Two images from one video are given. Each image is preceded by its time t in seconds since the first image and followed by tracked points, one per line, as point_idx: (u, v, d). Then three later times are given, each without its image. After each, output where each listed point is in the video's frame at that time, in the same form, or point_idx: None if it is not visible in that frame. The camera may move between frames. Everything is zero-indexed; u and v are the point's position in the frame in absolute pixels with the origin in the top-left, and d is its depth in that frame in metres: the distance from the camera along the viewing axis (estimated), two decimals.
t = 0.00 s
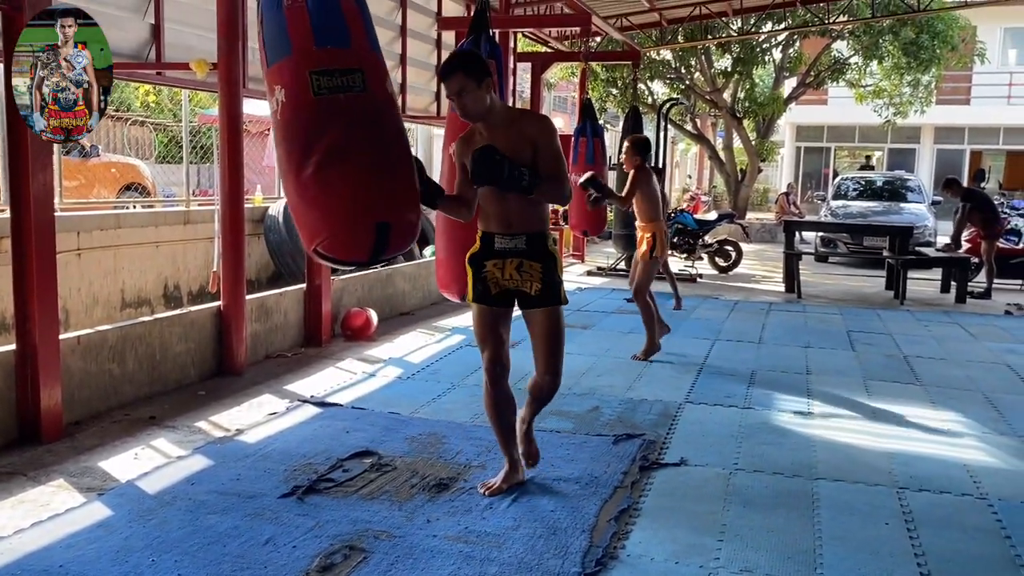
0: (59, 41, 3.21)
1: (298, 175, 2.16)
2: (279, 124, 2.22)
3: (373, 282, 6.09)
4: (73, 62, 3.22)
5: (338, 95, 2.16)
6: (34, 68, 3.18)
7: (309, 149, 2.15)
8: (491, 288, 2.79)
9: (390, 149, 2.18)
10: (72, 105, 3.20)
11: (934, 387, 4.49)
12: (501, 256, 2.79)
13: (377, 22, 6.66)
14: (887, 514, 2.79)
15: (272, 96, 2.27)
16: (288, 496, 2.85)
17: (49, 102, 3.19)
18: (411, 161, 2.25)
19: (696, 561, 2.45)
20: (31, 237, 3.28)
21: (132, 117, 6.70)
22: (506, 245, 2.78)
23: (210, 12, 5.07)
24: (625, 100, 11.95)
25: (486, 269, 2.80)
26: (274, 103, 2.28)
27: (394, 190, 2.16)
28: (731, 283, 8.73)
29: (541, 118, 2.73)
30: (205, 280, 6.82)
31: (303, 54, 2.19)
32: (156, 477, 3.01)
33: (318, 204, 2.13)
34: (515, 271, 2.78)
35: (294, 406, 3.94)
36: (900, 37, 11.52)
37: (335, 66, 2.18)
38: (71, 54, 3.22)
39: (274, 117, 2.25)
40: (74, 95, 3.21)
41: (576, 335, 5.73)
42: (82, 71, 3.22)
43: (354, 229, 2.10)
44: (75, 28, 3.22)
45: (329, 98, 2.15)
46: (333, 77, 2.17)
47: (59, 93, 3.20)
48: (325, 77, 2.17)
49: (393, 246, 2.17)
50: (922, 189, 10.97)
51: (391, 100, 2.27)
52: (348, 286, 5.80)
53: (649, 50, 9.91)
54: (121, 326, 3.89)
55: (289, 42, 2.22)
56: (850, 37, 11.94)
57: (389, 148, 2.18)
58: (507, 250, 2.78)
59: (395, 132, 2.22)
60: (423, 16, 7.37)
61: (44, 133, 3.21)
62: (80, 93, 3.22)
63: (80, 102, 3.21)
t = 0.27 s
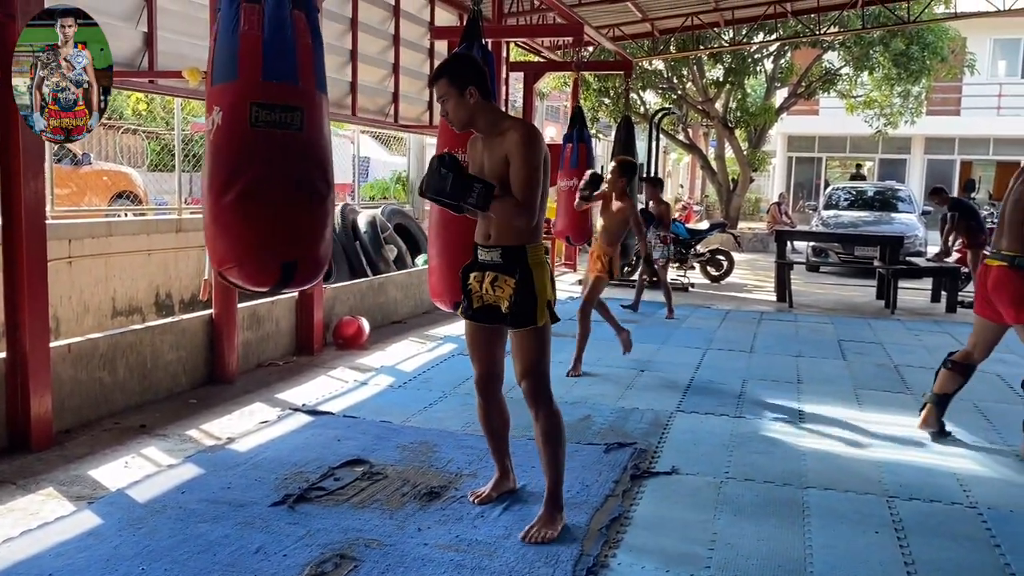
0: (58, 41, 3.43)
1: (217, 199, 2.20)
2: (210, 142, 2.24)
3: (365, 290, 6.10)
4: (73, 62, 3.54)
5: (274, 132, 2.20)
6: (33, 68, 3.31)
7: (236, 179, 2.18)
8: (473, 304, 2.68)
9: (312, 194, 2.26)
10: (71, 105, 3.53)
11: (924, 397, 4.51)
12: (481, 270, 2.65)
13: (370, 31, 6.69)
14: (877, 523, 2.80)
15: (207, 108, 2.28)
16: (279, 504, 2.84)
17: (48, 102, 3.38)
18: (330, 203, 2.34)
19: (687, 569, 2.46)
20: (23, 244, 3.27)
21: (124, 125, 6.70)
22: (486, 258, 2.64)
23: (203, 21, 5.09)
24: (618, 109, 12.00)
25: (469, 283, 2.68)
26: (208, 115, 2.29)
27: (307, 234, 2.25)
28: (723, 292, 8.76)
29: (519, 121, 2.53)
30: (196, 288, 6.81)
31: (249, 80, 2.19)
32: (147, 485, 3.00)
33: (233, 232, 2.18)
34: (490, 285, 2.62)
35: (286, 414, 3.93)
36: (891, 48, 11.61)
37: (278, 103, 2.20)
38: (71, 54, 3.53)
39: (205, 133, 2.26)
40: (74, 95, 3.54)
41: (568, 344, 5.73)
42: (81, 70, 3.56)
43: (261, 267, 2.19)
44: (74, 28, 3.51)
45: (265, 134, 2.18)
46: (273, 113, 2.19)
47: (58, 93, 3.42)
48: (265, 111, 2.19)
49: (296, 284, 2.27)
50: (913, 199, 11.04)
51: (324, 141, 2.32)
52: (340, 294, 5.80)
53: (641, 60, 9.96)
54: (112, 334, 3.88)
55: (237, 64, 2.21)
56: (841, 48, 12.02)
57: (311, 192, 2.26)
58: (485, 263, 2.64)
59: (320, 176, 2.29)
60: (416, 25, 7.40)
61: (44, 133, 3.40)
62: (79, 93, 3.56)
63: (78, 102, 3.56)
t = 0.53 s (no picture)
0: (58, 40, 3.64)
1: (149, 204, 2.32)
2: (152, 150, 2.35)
3: (361, 294, 6.10)
4: (73, 61, 3.80)
5: (212, 154, 2.32)
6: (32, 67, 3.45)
7: (169, 191, 2.31)
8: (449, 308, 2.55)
9: (239, 212, 2.40)
10: (69, 103, 3.76)
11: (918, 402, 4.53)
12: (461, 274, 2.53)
13: (366, 36, 6.70)
14: (871, 529, 2.81)
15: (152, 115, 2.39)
16: (275, 509, 2.84)
17: (48, 101, 3.56)
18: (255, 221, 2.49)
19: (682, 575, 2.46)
20: (18, 246, 3.26)
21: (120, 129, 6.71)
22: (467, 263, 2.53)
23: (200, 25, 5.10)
24: (613, 115, 12.03)
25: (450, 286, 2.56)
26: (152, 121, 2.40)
27: (230, 250, 2.40)
28: (718, 297, 8.79)
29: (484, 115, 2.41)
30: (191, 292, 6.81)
31: (197, 103, 2.32)
32: (141, 490, 3.00)
33: (162, 237, 2.32)
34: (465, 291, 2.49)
35: (281, 418, 3.93)
36: (884, 55, 11.68)
37: (220, 127, 2.33)
38: (71, 53, 3.78)
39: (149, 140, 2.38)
40: (74, 95, 3.78)
41: (563, 349, 5.74)
42: (81, 70, 3.84)
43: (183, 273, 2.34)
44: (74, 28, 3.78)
45: (203, 155, 2.31)
46: (214, 136, 2.33)
47: (57, 91, 3.61)
48: (207, 133, 2.32)
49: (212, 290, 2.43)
50: (906, 205, 11.09)
51: (259, 165, 2.46)
52: (336, 298, 5.80)
53: (636, 65, 9.99)
54: (107, 337, 3.88)
55: (188, 86, 2.32)
56: (835, 54, 12.08)
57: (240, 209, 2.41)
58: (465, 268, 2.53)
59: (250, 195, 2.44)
60: (413, 30, 7.42)
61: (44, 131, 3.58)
62: (78, 92, 3.81)
63: (78, 101, 3.81)
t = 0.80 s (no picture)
0: (58, 41, 3.58)
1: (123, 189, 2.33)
2: (127, 138, 2.33)
3: (357, 294, 6.08)
4: (73, 62, 3.69)
5: (188, 151, 2.33)
6: (34, 68, 3.40)
7: (143, 183, 2.31)
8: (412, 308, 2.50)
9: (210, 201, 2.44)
10: (71, 104, 3.67)
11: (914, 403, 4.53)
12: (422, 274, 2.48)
13: (363, 35, 6.68)
14: (869, 530, 2.80)
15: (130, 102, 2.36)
16: (269, 510, 2.82)
17: (49, 101, 3.52)
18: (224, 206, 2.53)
19: None
20: (12, 244, 3.24)
21: (116, 128, 6.70)
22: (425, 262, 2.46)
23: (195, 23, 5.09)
24: (610, 115, 12.03)
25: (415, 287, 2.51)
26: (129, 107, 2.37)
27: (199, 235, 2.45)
28: (714, 297, 8.78)
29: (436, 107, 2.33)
30: (186, 292, 6.79)
31: (175, 103, 2.29)
32: (135, 491, 2.97)
33: (139, 227, 2.34)
34: (421, 289, 2.43)
35: (276, 419, 3.91)
36: (882, 55, 11.68)
37: (196, 126, 2.33)
38: (71, 54, 3.68)
39: (124, 128, 2.35)
40: (74, 95, 3.68)
41: (559, 349, 5.73)
42: (82, 71, 3.73)
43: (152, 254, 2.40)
44: (74, 28, 3.71)
45: (179, 153, 2.31)
46: (190, 134, 2.32)
47: (58, 92, 3.56)
48: (183, 132, 2.31)
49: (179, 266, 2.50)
50: (903, 206, 11.09)
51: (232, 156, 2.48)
52: (331, 297, 5.78)
53: (634, 65, 9.99)
54: (100, 337, 3.85)
55: (169, 85, 2.29)
56: (832, 54, 12.08)
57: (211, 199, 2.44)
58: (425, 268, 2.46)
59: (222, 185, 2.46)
60: (409, 29, 7.40)
61: (44, 132, 3.55)
62: (79, 92, 3.71)
63: (79, 101, 3.71)
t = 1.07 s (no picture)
0: (59, 41, 3.65)
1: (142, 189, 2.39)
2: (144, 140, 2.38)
3: (356, 293, 6.07)
4: (73, 62, 3.74)
5: (204, 148, 2.41)
6: (34, 67, 3.44)
7: (164, 182, 2.39)
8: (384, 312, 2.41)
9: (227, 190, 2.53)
10: (71, 104, 3.76)
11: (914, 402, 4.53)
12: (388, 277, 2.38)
13: (362, 34, 6.68)
14: (868, 529, 2.80)
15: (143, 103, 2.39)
16: (269, 509, 2.82)
17: (49, 101, 3.60)
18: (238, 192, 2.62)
19: None
20: (12, 244, 3.23)
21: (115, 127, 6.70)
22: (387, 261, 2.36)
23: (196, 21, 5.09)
24: (609, 114, 12.02)
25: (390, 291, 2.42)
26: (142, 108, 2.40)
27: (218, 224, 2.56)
28: (714, 296, 8.78)
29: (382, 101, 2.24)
30: (185, 291, 6.78)
31: (191, 107, 2.34)
32: (134, 490, 2.97)
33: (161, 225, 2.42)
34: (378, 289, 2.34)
35: (276, 418, 3.90)
36: (881, 54, 11.67)
37: (212, 125, 2.39)
38: (71, 54, 3.74)
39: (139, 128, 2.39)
40: (74, 95, 3.76)
41: (559, 348, 5.72)
42: (81, 71, 3.78)
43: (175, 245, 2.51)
44: (75, 28, 3.75)
45: (197, 152, 2.39)
46: (207, 134, 2.39)
47: (58, 92, 3.62)
48: (200, 132, 2.38)
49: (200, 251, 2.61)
50: (902, 204, 11.09)
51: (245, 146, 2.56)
52: (331, 296, 5.77)
53: (633, 64, 9.98)
54: (99, 336, 3.85)
55: (183, 90, 2.33)
56: (831, 53, 12.08)
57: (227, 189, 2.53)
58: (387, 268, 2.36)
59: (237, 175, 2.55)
60: (408, 28, 7.40)
61: (45, 131, 3.62)
62: (79, 92, 3.77)
63: (79, 102, 3.79)
